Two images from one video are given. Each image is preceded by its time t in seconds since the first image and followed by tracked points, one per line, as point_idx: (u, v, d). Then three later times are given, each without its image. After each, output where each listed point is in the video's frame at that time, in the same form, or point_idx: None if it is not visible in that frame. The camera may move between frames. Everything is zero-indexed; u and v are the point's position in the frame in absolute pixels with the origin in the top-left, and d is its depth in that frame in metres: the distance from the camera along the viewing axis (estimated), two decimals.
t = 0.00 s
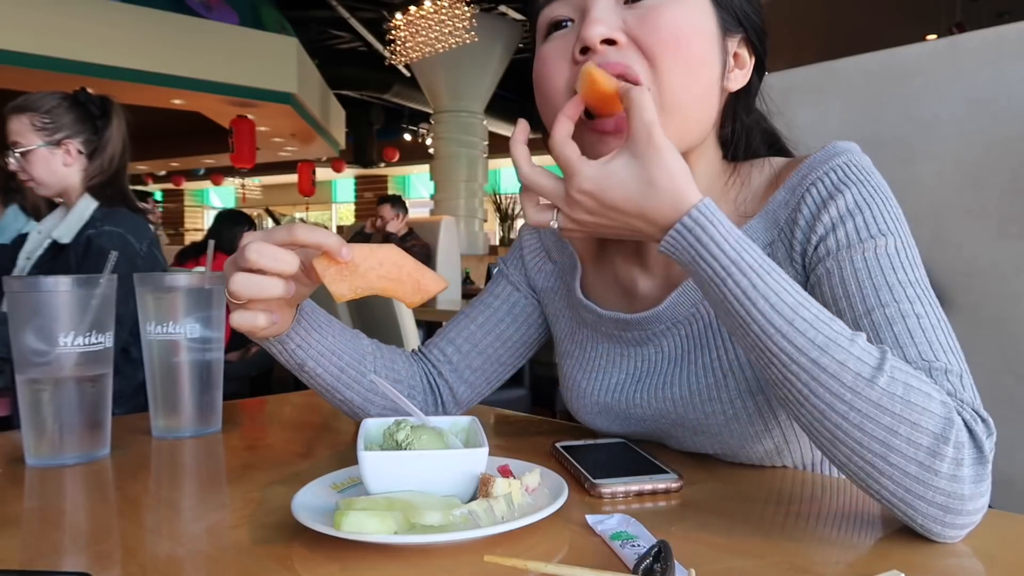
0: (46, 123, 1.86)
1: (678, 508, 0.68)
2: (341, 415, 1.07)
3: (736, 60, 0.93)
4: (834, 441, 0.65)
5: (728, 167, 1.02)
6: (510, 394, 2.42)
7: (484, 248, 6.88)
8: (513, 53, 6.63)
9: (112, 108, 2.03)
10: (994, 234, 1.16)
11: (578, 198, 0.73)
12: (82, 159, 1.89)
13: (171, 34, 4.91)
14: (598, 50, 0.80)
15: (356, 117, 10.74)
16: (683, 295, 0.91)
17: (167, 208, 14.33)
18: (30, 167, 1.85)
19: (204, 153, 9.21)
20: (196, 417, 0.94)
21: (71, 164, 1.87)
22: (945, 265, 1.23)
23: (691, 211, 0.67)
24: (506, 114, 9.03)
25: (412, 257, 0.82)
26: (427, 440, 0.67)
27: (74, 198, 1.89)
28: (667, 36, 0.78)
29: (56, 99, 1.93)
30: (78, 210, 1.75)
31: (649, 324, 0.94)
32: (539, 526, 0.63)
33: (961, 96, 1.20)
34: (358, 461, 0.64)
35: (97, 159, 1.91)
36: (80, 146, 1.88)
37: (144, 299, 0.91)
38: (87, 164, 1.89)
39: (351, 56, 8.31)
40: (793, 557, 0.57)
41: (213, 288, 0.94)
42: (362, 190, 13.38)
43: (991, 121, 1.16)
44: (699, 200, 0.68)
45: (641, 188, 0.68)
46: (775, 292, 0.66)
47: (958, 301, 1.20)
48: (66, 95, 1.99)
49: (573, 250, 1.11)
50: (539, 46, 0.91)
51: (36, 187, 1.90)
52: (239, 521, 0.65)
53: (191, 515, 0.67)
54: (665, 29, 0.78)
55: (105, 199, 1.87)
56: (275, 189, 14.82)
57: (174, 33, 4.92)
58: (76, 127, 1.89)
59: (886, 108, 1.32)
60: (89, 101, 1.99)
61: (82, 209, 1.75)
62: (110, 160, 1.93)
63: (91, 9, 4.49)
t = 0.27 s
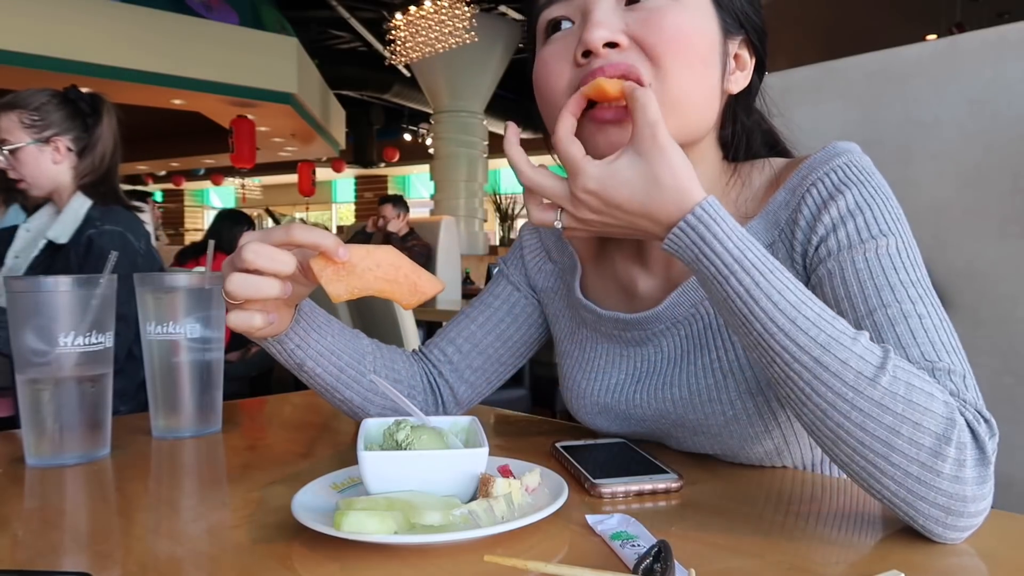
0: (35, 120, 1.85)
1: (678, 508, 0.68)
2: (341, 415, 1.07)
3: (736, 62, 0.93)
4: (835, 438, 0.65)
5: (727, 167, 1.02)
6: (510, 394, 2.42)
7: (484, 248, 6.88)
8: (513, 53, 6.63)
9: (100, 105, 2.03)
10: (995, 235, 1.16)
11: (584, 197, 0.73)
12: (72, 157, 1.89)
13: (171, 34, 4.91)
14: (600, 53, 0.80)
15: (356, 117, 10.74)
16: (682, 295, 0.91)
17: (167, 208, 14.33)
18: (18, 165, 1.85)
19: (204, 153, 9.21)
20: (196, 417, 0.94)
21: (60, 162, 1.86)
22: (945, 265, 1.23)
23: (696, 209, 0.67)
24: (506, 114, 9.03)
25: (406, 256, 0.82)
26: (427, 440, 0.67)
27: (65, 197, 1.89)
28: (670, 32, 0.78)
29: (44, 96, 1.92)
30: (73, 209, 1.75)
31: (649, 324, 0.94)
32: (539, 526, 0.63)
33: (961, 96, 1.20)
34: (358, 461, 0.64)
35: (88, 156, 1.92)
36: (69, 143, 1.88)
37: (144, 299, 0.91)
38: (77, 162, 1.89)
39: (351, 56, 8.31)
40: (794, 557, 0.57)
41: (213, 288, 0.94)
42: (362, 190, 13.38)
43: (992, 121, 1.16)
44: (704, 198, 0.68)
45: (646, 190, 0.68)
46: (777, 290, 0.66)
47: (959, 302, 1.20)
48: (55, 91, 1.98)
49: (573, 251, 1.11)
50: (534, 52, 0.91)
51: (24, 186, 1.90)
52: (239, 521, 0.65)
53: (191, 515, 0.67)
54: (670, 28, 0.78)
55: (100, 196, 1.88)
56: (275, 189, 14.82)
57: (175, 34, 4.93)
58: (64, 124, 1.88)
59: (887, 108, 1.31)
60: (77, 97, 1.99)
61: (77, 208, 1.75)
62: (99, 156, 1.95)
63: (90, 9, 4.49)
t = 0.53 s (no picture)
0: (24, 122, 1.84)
1: (678, 508, 0.68)
2: (341, 415, 1.07)
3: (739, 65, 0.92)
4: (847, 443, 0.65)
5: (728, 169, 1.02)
6: (511, 394, 2.42)
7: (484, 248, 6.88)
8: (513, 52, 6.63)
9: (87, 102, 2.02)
10: (995, 235, 1.16)
11: (583, 216, 0.70)
12: (63, 156, 1.88)
13: (171, 34, 4.90)
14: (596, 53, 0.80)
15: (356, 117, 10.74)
16: (684, 296, 0.91)
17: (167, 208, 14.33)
18: (13, 168, 1.85)
19: (204, 153, 9.21)
20: (196, 418, 0.94)
21: (52, 162, 1.85)
22: (946, 266, 1.23)
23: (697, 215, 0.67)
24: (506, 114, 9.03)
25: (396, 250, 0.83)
26: (427, 440, 0.67)
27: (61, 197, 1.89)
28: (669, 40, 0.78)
29: (31, 96, 1.91)
30: (71, 209, 1.75)
31: (650, 324, 0.94)
32: (539, 525, 0.63)
33: (961, 96, 1.20)
34: (358, 461, 0.64)
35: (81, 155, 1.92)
36: (59, 143, 1.87)
37: (144, 299, 0.91)
38: (70, 161, 1.89)
39: (351, 56, 8.30)
40: (794, 557, 0.57)
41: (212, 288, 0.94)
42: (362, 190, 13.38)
43: (991, 121, 1.16)
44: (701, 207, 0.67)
45: (649, 206, 0.67)
46: (779, 297, 0.66)
47: (958, 302, 1.20)
48: (42, 90, 1.97)
49: (572, 249, 1.12)
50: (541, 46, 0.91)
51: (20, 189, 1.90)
52: (239, 521, 0.65)
53: (191, 515, 0.67)
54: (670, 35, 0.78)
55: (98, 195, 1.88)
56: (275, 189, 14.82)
57: (175, 34, 4.92)
58: (52, 123, 1.87)
59: (887, 108, 1.31)
60: (64, 95, 1.98)
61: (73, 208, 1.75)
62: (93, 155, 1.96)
63: (90, 9, 4.49)
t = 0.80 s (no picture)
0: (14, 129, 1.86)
1: (678, 508, 0.68)
2: (342, 415, 1.07)
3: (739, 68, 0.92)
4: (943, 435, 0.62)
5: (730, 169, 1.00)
6: (511, 394, 2.42)
7: (484, 248, 6.89)
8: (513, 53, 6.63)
9: (75, 98, 2.00)
10: (995, 235, 1.17)
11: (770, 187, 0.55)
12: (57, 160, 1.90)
13: (171, 34, 4.90)
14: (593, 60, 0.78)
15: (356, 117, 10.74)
16: (683, 294, 0.93)
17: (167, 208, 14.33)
18: (13, 177, 1.89)
19: (204, 153, 9.22)
20: (197, 418, 0.94)
21: (48, 168, 1.88)
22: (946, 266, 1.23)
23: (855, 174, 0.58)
24: (506, 114, 9.04)
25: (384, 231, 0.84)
26: (427, 441, 0.67)
27: (62, 200, 1.93)
28: (664, 46, 0.77)
29: (18, 101, 1.92)
30: (66, 213, 1.78)
31: (650, 319, 0.95)
32: (539, 525, 0.63)
33: (961, 96, 1.20)
34: (358, 461, 0.64)
35: (71, 156, 1.91)
36: (50, 147, 1.88)
37: (144, 299, 0.91)
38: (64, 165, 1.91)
39: (351, 56, 8.31)
40: (794, 556, 0.57)
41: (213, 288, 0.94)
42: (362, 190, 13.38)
43: (991, 122, 1.16)
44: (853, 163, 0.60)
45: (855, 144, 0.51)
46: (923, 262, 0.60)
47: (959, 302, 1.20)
48: (28, 93, 1.97)
49: (572, 249, 1.13)
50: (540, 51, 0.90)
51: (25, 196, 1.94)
52: (239, 521, 0.65)
53: (191, 515, 0.67)
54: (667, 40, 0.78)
55: (91, 198, 1.87)
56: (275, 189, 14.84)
57: (175, 34, 4.92)
58: (42, 127, 1.88)
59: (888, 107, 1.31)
60: (49, 96, 1.97)
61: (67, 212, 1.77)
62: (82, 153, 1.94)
63: (90, 9, 4.49)
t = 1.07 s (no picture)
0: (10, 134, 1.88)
1: (679, 508, 0.68)
2: (341, 415, 1.07)
3: (741, 70, 0.92)
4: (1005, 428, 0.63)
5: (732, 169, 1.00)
6: (510, 394, 2.42)
7: (483, 248, 6.89)
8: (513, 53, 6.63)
9: (72, 99, 2.00)
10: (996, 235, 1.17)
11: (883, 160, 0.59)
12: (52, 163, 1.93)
13: (171, 34, 4.90)
14: (586, 71, 0.81)
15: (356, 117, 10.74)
16: (690, 292, 0.93)
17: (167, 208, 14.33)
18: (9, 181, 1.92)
19: (204, 153, 9.21)
20: (197, 418, 0.94)
21: (45, 171, 1.89)
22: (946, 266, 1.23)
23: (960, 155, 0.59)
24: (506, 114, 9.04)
25: (379, 224, 0.84)
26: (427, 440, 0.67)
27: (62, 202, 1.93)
28: (659, 53, 0.79)
29: (14, 107, 1.94)
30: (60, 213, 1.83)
31: (655, 316, 0.96)
32: (539, 525, 0.63)
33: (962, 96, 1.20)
34: (357, 461, 0.64)
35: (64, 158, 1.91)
36: (47, 150, 1.90)
37: (144, 299, 0.91)
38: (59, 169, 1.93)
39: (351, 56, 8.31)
40: (796, 556, 0.57)
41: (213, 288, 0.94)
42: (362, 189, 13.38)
43: (992, 122, 1.17)
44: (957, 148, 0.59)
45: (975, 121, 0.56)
46: (993, 252, 0.61)
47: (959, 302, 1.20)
48: (24, 96, 1.98)
49: (575, 248, 1.13)
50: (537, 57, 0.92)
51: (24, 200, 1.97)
52: (239, 521, 0.65)
53: (191, 514, 0.67)
54: (662, 48, 0.79)
55: (84, 200, 1.88)
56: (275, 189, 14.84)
57: (175, 34, 4.92)
58: (37, 130, 1.90)
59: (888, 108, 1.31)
60: (44, 99, 1.97)
61: (64, 213, 1.82)
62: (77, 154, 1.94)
63: (90, 9, 4.49)
